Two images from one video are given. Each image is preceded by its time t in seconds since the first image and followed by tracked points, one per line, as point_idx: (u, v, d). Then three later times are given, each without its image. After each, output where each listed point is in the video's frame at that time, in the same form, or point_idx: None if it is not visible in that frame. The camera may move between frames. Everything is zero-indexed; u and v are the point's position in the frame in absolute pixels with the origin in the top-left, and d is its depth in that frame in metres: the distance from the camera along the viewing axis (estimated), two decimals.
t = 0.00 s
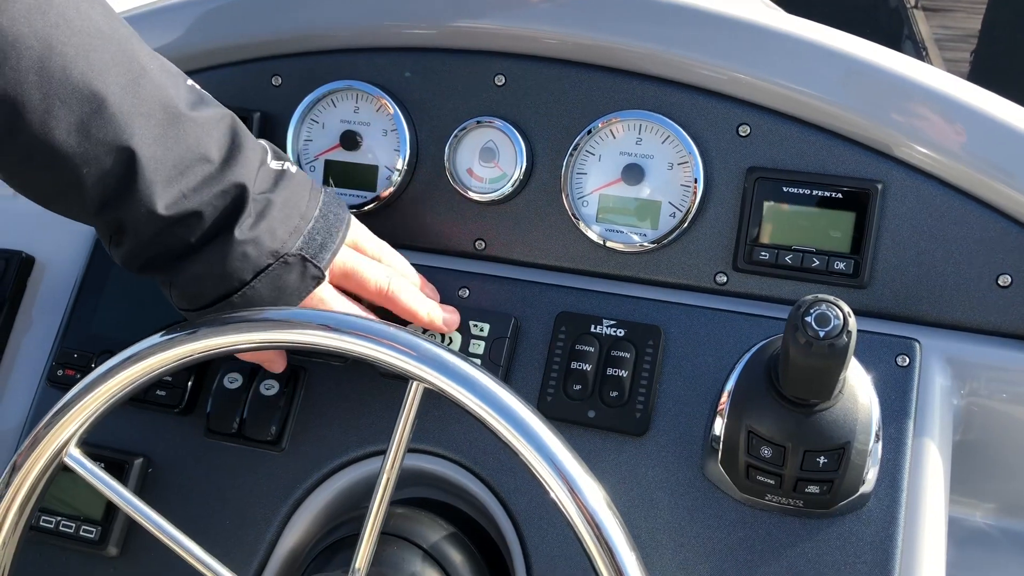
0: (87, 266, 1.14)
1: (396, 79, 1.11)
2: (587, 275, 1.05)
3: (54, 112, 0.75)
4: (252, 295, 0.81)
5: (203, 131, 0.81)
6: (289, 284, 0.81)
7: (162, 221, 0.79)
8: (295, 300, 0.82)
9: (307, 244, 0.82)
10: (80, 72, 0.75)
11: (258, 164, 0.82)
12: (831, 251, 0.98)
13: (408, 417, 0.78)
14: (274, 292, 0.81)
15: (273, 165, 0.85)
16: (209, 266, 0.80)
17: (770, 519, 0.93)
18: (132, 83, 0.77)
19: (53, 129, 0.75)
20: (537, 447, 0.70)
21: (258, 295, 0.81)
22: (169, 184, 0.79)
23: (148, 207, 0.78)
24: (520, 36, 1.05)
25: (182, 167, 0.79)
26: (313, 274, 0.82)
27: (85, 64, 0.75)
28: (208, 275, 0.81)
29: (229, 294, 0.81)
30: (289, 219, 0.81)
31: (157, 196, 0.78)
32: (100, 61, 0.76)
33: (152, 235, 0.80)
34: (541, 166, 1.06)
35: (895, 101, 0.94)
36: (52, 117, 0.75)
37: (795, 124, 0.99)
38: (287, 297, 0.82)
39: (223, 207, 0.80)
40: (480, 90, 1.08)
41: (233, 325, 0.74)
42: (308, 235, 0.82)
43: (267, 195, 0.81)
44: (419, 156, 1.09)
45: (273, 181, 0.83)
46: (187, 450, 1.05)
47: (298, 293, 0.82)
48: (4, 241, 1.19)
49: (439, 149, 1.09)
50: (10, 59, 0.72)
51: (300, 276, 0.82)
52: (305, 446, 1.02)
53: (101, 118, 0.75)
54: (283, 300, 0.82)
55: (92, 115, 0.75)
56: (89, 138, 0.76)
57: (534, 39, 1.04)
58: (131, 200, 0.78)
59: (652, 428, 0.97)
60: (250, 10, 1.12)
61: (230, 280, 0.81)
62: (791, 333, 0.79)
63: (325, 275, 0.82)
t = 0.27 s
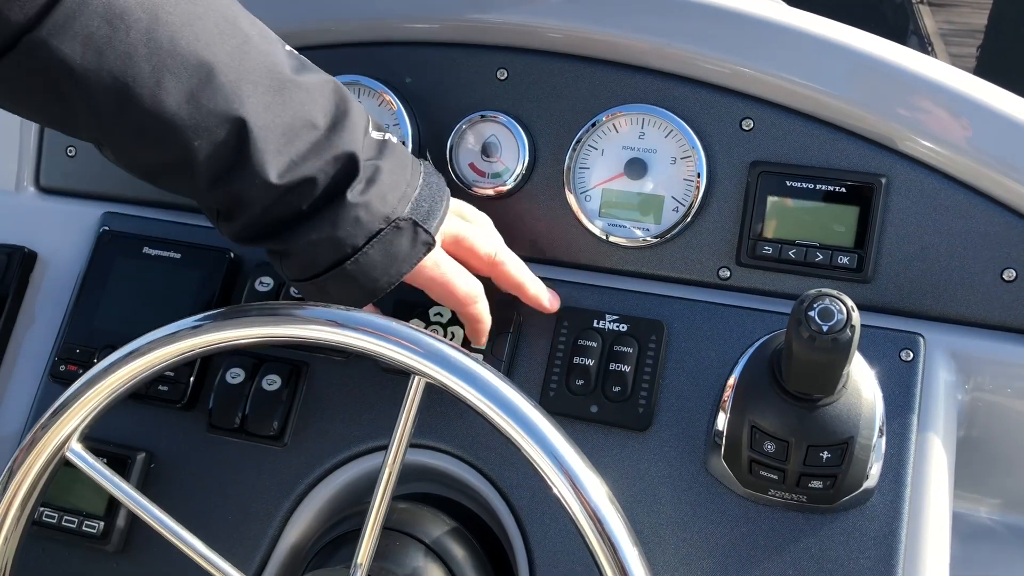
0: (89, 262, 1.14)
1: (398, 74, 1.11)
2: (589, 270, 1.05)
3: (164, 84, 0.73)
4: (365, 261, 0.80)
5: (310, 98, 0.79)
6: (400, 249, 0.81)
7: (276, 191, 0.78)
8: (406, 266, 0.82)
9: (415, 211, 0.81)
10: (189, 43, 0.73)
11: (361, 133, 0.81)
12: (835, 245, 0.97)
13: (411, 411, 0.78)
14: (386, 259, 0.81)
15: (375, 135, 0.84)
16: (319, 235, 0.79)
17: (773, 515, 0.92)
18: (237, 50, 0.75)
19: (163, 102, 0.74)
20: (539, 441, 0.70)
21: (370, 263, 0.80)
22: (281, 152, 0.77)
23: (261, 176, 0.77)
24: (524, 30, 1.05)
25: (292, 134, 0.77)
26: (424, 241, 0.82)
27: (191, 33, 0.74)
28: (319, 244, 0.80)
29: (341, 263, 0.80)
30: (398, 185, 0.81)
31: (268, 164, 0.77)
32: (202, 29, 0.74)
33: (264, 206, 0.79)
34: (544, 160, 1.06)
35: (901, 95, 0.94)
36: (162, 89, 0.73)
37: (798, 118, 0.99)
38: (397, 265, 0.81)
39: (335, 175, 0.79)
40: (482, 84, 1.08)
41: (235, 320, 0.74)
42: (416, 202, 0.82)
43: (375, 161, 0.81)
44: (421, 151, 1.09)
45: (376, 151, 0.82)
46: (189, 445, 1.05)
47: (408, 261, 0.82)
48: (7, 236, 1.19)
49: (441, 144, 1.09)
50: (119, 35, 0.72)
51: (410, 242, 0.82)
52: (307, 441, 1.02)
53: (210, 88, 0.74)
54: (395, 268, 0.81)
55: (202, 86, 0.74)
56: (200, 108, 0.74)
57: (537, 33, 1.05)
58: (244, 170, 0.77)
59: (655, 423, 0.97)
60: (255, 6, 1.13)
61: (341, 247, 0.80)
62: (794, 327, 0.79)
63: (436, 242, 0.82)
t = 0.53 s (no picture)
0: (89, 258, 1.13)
1: (398, 69, 1.11)
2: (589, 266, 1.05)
3: (192, 105, 0.75)
4: (390, 263, 0.80)
5: (332, 114, 0.81)
6: (425, 248, 0.81)
7: (302, 208, 0.79)
8: (433, 262, 0.81)
9: (436, 207, 0.82)
10: (215, 63, 0.75)
11: (382, 144, 0.83)
12: (835, 241, 0.97)
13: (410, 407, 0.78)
14: (412, 260, 0.81)
15: (393, 140, 0.85)
16: (345, 243, 0.80)
17: (773, 511, 0.92)
18: (262, 70, 0.77)
19: (193, 123, 0.75)
20: (537, 438, 0.70)
21: (397, 265, 0.80)
22: (306, 170, 0.78)
23: (287, 195, 0.78)
24: (523, 25, 1.05)
25: (315, 152, 0.79)
26: (448, 235, 0.81)
27: (218, 54, 0.75)
28: (344, 251, 0.80)
29: (368, 269, 0.80)
30: (416, 183, 0.82)
31: (294, 182, 0.78)
32: (230, 50, 0.76)
33: (290, 224, 0.80)
34: (543, 155, 1.05)
35: (903, 90, 0.94)
36: (191, 111, 0.75)
37: (799, 113, 0.99)
38: (425, 263, 0.81)
39: (357, 184, 0.80)
40: (482, 79, 1.08)
41: (233, 316, 0.74)
42: (436, 198, 0.82)
43: (394, 166, 0.82)
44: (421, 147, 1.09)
45: (395, 156, 0.83)
46: (189, 441, 1.05)
47: (435, 257, 0.81)
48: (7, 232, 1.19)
49: (441, 140, 1.08)
50: (147, 58, 0.73)
51: (433, 239, 0.81)
52: (307, 437, 1.02)
53: (238, 108, 0.76)
54: (422, 266, 0.81)
55: (229, 106, 0.75)
56: (228, 128, 0.76)
57: (537, 28, 1.04)
58: (270, 188, 0.78)
59: (654, 420, 0.97)
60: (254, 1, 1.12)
61: (366, 253, 0.80)
62: (794, 323, 0.79)
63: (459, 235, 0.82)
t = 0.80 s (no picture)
0: (90, 250, 1.13)
1: (400, 62, 1.10)
2: (592, 259, 1.04)
3: (202, 109, 0.74)
4: (395, 276, 0.82)
5: (342, 120, 0.80)
6: (430, 262, 0.83)
7: (309, 213, 0.78)
8: (438, 276, 0.83)
9: (444, 222, 0.83)
10: (225, 67, 0.74)
11: (391, 152, 0.82)
12: (840, 234, 0.96)
13: (412, 400, 0.78)
14: (417, 273, 0.82)
15: (401, 147, 0.85)
16: (350, 253, 0.80)
17: (777, 505, 0.92)
18: (273, 76, 0.76)
19: (201, 126, 0.74)
20: (541, 432, 0.70)
21: (401, 277, 0.82)
22: (314, 175, 0.78)
23: (295, 201, 0.78)
24: (526, 17, 1.04)
25: (324, 158, 0.78)
26: (453, 252, 0.83)
27: (229, 59, 0.74)
28: (350, 260, 0.81)
29: (373, 279, 0.82)
30: (425, 198, 0.82)
31: (303, 188, 0.77)
32: (241, 54, 0.75)
33: (297, 230, 0.80)
34: (546, 148, 1.05)
35: (908, 83, 0.93)
36: (200, 115, 0.74)
37: (804, 106, 0.98)
38: (430, 276, 0.83)
39: (368, 193, 0.80)
40: (485, 72, 1.07)
41: (234, 309, 0.73)
42: (443, 212, 0.83)
43: (403, 176, 0.82)
44: (423, 140, 1.08)
45: (404, 164, 0.83)
46: (190, 434, 1.05)
47: (439, 272, 0.83)
48: (7, 225, 1.19)
49: (443, 132, 1.08)
50: (158, 61, 0.72)
51: (439, 254, 0.83)
52: (309, 431, 1.02)
53: (247, 113, 0.75)
54: (426, 280, 0.83)
55: (238, 111, 0.75)
56: (236, 133, 0.75)
57: (540, 20, 1.04)
58: (278, 194, 0.77)
59: (657, 413, 0.96)
60: None
61: (372, 263, 0.81)
62: (799, 316, 0.78)
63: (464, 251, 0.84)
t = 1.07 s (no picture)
0: (90, 244, 1.12)
1: (403, 55, 1.10)
2: (596, 254, 1.03)
3: (200, 80, 0.73)
4: (397, 255, 0.82)
5: (342, 93, 0.79)
6: (432, 243, 0.83)
7: (310, 186, 0.78)
8: (440, 257, 0.84)
9: (446, 203, 0.84)
10: (224, 38, 0.73)
11: (394, 130, 0.83)
12: (845, 229, 0.96)
13: (415, 394, 0.77)
14: (419, 253, 0.83)
15: (402, 127, 0.86)
16: (353, 231, 0.81)
17: (781, 502, 0.91)
18: (272, 47, 0.75)
19: (200, 97, 0.73)
20: (544, 426, 0.69)
21: (403, 257, 0.82)
22: (316, 149, 0.77)
23: (296, 173, 0.77)
24: (529, 9, 1.03)
25: (326, 131, 0.78)
26: (455, 233, 0.84)
27: (228, 30, 0.73)
28: (353, 238, 0.81)
29: (374, 258, 0.82)
30: (427, 178, 0.83)
31: (304, 160, 0.77)
32: (240, 25, 0.74)
33: (298, 204, 0.79)
34: (549, 141, 1.04)
35: (912, 76, 0.92)
36: (199, 85, 0.73)
37: (809, 99, 0.97)
38: (431, 256, 0.83)
39: (370, 169, 0.80)
40: (487, 65, 1.07)
41: (235, 302, 0.73)
42: (445, 195, 0.84)
43: (405, 156, 0.83)
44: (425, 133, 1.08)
45: (406, 144, 0.84)
46: (192, 429, 1.04)
47: (441, 253, 0.84)
48: (7, 219, 1.18)
49: (446, 126, 1.07)
50: (155, 32, 0.71)
51: (441, 235, 0.84)
52: (311, 425, 1.01)
53: (246, 84, 0.74)
54: (428, 260, 0.83)
55: (237, 82, 0.74)
56: (236, 105, 0.74)
57: (543, 12, 1.03)
58: (279, 166, 0.77)
59: (661, 409, 0.96)
60: None
61: (374, 241, 0.81)
62: (805, 311, 0.77)
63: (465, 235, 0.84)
